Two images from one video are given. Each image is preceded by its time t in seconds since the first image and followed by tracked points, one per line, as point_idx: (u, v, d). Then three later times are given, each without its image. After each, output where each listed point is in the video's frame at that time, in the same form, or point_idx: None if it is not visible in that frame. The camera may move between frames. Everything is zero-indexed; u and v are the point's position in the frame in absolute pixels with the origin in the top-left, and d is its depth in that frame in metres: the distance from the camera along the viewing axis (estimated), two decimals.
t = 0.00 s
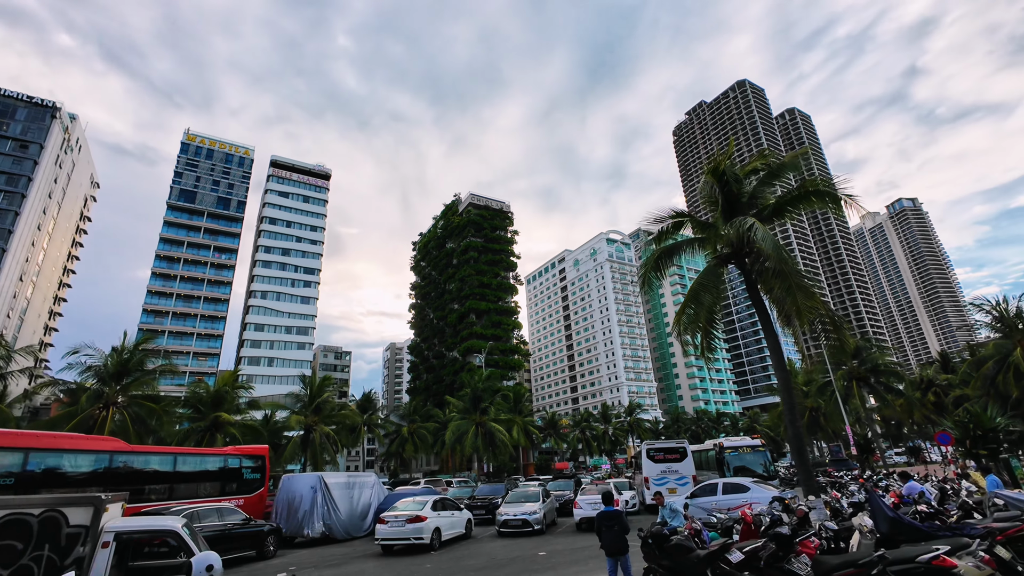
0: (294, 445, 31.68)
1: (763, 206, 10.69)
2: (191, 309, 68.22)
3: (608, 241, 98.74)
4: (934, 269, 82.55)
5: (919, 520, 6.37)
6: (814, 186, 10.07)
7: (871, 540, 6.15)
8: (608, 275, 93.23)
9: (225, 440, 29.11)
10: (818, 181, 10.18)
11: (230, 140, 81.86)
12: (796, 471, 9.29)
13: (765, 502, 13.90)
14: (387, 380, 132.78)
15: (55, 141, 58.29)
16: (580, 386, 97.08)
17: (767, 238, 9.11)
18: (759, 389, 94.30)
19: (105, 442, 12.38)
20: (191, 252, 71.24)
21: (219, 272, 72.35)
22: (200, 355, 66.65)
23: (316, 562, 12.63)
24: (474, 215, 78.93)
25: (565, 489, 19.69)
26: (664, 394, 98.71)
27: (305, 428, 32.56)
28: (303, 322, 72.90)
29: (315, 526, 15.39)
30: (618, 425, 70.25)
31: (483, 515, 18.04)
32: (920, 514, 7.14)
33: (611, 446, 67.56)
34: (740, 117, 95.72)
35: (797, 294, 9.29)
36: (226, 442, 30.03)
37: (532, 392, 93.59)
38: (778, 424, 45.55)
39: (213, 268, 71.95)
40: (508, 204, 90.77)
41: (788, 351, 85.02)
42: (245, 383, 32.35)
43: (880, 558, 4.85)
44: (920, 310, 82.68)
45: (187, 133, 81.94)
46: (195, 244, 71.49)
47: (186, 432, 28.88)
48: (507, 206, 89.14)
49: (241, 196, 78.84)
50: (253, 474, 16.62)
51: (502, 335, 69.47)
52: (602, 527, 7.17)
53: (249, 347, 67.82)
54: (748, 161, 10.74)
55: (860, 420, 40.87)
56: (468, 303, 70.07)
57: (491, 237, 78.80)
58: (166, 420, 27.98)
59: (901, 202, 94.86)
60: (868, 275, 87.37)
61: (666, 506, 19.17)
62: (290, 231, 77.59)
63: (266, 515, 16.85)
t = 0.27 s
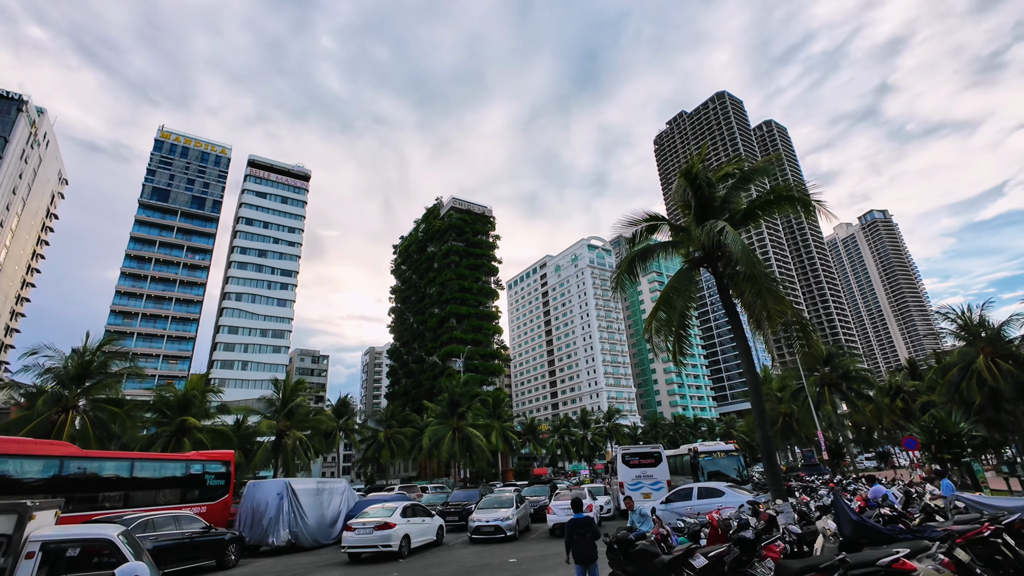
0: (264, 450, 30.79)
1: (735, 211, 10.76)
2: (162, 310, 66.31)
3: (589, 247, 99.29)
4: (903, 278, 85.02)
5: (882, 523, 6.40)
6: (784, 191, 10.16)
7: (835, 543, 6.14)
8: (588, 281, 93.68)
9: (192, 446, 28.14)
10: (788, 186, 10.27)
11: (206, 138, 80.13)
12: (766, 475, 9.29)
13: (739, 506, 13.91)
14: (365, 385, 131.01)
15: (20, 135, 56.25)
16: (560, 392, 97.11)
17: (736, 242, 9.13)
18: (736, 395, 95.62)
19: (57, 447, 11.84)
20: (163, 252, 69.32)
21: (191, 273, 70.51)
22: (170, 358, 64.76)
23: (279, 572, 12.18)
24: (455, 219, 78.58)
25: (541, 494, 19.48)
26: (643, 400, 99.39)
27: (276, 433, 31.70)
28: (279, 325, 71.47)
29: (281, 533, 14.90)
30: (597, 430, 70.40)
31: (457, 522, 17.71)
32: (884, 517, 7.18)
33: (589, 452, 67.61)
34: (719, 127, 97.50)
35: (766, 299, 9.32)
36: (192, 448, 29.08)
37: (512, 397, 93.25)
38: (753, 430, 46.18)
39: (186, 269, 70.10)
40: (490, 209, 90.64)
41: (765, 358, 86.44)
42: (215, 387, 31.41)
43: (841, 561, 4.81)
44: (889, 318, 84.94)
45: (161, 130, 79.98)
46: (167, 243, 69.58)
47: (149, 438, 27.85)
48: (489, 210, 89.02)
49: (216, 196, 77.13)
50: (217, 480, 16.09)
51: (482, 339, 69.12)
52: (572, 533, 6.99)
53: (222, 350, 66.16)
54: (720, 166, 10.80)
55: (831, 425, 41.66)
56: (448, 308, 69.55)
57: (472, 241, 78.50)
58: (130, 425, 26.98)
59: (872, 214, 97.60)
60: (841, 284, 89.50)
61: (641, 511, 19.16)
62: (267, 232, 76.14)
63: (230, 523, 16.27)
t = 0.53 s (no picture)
0: (232, 452, 29.94)
1: (706, 212, 10.73)
2: (129, 308, 64.14)
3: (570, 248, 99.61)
4: (873, 285, 87.41)
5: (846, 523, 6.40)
6: (753, 192, 10.19)
7: (796, 545, 6.10)
8: (568, 283, 93.99)
9: (156, 448, 27.16)
10: (758, 187, 10.31)
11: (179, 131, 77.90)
12: (733, 476, 9.25)
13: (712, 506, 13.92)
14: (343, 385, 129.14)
15: None
16: (539, 393, 97.14)
17: (705, 242, 9.12)
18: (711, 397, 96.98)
19: None
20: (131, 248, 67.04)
21: (161, 270, 68.35)
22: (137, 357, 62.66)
23: None
24: (436, 219, 77.97)
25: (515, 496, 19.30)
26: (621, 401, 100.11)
27: (246, 435, 30.88)
28: (253, 324, 69.88)
29: (244, 538, 14.42)
30: (575, 431, 70.57)
31: (428, 525, 17.42)
32: (846, 518, 7.20)
33: (567, 453, 67.77)
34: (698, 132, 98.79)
35: (734, 299, 9.33)
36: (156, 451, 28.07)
37: (490, 398, 92.93)
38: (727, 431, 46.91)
39: (155, 265, 67.94)
40: (471, 209, 90.26)
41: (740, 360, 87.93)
42: (181, 388, 30.41)
43: (801, 564, 4.76)
44: (859, 322, 87.31)
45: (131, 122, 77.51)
46: (135, 239, 67.34)
47: (111, 440, 26.79)
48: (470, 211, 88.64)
49: (189, 191, 75.04)
50: (177, 484, 15.46)
51: (462, 340, 68.72)
52: (538, 538, 6.69)
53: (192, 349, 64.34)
54: (692, 166, 10.81)
55: (802, 426, 42.53)
56: (427, 308, 68.92)
57: (452, 241, 78.00)
58: (90, 425, 25.91)
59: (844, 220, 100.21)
60: (814, 288, 91.40)
61: (614, 512, 19.17)
62: (242, 229, 74.37)
63: (191, 529, 15.69)
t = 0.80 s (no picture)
0: (201, 451, 29.26)
1: (680, 207, 10.72)
2: (94, 302, 61.87)
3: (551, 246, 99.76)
4: (845, 286, 89.61)
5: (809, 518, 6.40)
6: (725, 189, 10.18)
7: (759, 540, 6.07)
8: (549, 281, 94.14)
9: (119, 446, 26.18)
10: (730, 184, 10.31)
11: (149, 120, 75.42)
12: (702, 471, 9.24)
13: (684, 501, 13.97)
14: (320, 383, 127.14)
15: None
16: (518, 390, 97.11)
17: (676, 237, 9.08)
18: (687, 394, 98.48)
19: None
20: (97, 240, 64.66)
21: (129, 263, 66.05)
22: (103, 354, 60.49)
23: None
24: (416, 215, 77.15)
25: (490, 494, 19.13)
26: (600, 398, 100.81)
27: (215, 433, 30.04)
28: (226, 320, 68.17)
29: (207, 539, 13.98)
30: (553, 428, 70.81)
31: (400, 523, 17.13)
32: (811, 513, 7.21)
33: (545, 450, 67.92)
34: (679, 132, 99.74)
35: (704, 294, 9.32)
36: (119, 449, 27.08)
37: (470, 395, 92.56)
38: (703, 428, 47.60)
39: (123, 259, 65.64)
40: (452, 205, 89.59)
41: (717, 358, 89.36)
42: (147, 385, 29.38)
43: (762, 560, 4.69)
44: (831, 321, 89.53)
45: (98, 110, 74.74)
46: (102, 231, 64.97)
47: (70, 438, 25.75)
48: (451, 207, 87.98)
49: (159, 182, 72.73)
50: (135, 484, 14.86)
51: (441, 337, 68.20)
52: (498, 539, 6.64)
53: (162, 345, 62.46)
54: (666, 162, 10.79)
55: (775, 423, 43.36)
56: (406, 305, 68.18)
57: (433, 238, 77.30)
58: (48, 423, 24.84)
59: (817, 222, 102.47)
60: (789, 289, 93.32)
61: (587, 508, 19.20)
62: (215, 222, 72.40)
63: (151, 531, 15.16)
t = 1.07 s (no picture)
0: (168, 446, 28.25)
1: (653, 198, 10.62)
2: (58, 294, 59.58)
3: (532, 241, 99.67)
4: (819, 282, 91.65)
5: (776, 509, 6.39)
6: (699, 179, 10.13)
7: (725, 531, 6.01)
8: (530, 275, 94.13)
9: (80, 442, 25.21)
10: (703, 174, 10.28)
11: (117, 105, 72.73)
12: (672, 463, 9.24)
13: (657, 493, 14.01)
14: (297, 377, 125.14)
15: None
16: (498, 384, 97.07)
17: (649, 225, 9.01)
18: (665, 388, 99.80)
19: None
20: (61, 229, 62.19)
21: (95, 253, 63.71)
22: (68, 347, 58.32)
23: None
24: (396, 207, 76.11)
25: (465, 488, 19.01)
26: (580, 392, 101.49)
27: (184, 427, 29.22)
28: (198, 312, 66.41)
29: (168, 537, 13.50)
30: (533, 422, 71.03)
31: (373, 519, 16.89)
32: (779, 504, 7.21)
33: (525, 444, 68.10)
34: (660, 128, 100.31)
35: (676, 285, 9.26)
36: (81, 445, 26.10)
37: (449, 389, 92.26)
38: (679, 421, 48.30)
39: (89, 248, 63.27)
40: (432, 198, 88.70)
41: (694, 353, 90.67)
42: (112, 378, 28.35)
43: (725, 551, 4.59)
44: (805, 317, 91.54)
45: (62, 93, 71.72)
46: (66, 219, 62.50)
47: (29, 434, 24.75)
48: (431, 200, 87.10)
49: (128, 169, 70.27)
50: (94, 481, 14.26)
51: (421, 331, 67.59)
52: (458, 532, 6.99)
53: (130, 338, 60.57)
54: (641, 152, 10.70)
55: (749, 416, 44.15)
56: (386, 298, 67.31)
57: (413, 231, 76.42)
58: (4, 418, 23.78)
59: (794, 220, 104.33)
60: (765, 285, 95.01)
61: (562, 501, 19.23)
62: (187, 212, 70.31)
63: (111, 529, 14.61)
